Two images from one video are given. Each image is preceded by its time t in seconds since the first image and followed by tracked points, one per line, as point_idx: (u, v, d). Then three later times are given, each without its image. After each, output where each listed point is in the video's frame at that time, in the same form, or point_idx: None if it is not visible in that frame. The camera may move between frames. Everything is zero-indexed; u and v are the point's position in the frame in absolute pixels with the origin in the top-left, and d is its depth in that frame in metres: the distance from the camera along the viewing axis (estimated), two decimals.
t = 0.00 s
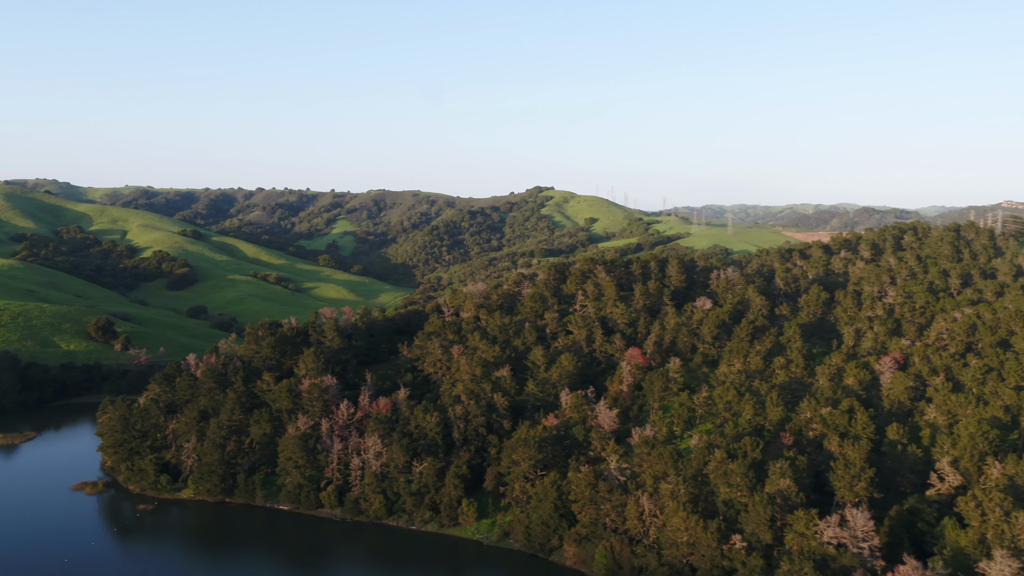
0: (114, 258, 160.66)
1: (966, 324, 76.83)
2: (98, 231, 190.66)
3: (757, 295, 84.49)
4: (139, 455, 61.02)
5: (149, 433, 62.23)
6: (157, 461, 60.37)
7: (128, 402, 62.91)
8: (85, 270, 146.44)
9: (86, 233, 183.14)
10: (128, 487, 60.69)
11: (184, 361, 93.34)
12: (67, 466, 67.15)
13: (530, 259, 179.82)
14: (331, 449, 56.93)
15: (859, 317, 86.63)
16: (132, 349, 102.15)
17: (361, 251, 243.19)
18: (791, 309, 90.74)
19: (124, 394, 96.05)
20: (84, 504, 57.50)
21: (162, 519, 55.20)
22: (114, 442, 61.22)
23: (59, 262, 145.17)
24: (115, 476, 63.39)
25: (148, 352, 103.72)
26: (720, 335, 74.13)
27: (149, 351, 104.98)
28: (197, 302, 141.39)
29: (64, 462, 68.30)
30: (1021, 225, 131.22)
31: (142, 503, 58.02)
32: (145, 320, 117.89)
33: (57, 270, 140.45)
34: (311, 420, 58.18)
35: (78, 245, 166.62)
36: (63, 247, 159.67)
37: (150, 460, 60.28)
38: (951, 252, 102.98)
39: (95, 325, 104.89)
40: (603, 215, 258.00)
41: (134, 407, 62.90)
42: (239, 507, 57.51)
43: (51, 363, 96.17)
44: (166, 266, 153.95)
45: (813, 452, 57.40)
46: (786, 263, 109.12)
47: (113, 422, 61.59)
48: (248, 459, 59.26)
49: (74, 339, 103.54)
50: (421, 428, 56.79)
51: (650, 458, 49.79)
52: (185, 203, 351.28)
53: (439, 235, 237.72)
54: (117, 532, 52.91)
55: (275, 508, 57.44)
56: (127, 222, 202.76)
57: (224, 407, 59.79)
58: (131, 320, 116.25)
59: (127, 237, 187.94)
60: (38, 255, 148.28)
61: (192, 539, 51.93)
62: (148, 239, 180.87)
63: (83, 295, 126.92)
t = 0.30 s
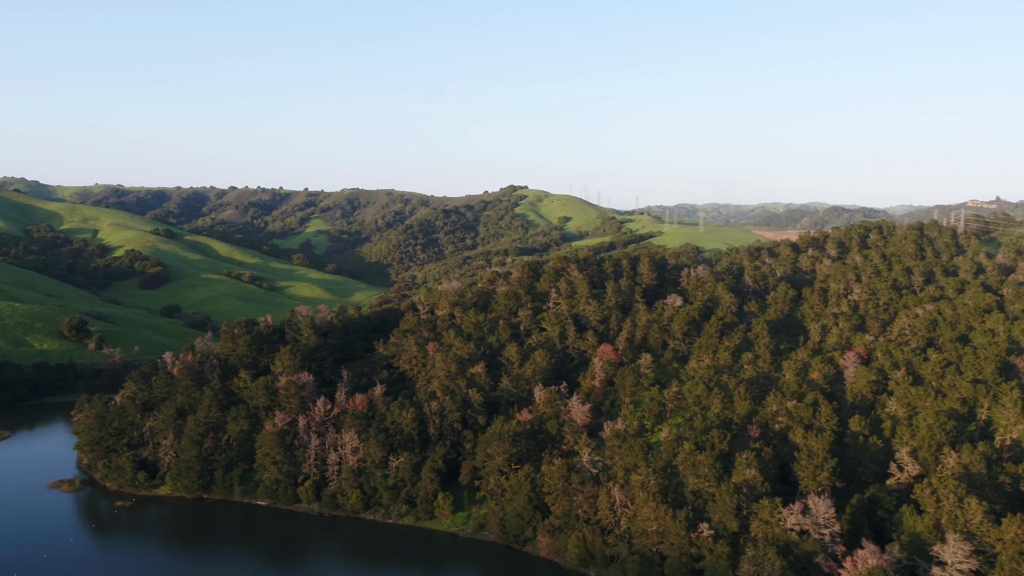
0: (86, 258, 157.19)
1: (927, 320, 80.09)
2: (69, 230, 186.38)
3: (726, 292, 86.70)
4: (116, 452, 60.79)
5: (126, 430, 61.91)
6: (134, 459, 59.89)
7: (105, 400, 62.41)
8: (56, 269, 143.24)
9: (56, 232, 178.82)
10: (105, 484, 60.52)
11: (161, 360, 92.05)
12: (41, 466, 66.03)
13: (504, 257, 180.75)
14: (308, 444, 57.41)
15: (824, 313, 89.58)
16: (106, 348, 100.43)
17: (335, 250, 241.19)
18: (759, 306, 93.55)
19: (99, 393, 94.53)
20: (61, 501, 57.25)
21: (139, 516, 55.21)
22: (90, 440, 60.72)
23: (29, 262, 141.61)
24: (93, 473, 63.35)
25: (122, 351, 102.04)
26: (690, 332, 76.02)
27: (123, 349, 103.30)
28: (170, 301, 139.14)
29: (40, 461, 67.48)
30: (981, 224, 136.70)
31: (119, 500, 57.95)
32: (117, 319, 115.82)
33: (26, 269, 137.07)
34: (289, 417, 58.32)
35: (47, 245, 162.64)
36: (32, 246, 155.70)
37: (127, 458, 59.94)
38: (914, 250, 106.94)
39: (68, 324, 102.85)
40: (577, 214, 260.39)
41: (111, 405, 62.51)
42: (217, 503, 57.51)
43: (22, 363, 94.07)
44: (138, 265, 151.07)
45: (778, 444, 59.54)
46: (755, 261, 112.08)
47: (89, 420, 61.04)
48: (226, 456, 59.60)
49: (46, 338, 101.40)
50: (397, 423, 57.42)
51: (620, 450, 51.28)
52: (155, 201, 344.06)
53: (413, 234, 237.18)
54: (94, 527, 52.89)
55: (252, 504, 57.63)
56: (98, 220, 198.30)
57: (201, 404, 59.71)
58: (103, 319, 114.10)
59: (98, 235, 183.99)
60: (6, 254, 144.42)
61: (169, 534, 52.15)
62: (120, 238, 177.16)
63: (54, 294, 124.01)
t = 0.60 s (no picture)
0: (63, 257, 154.51)
1: (896, 317, 82.74)
2: (44, 229, 183.01)
3: (701, 290, 88.42)
4: (98, 451, 60.89)
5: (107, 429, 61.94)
6: (117, 456, 60.10)
7: (86, 399, 62.49)
8: (32, 269, 140.70)
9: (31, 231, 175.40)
10: (88, 482, 60.77)
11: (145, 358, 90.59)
12: (21, 466, 65.33)
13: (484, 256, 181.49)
14: (290, 441, 57.25)
15: (797, 310, 92.04)
16: (85, 347, 99.07)
17: (314, 249, 239.51)
18: (733, 304, 95.50)
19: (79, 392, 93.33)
20: (43, 500, 57.30)
21: (122, 513, 55.53)
22: (72, 438, 60.78)
23: (2, 261, 138.76)
24: (74, 471, 63.36)
25: (102, 349, 100.72)
26: (666, 329, 77.44)
27: (103, 348, 101.83)
28: (148, 301, 137.27)
29: (21, 460, 67.03)
30: (950, 223, 141.04)
31: (103, 497, 58.34)
32: (96, 318, 114.16)
33: None
34: (270, 414, 58.52)
35: (23, 244, 159.29)
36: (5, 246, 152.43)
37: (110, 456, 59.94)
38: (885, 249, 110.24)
39: (46, 323, 101.34)
40: (555, 213, 262.06)
41: (92, 404, 62.55)
42: (199, 500, 57.90)
43: None
44: (115, 264, 148.76)
45: (751, 437, 61.06)
46: (730, 260, 114.31)
47: (71, 419, 61.00)
48: (207, 453, 59.26)
49: (24, 338, 99.77)
50: (378, 420, 57.90)
51: (597, 444, 52.41)
52: (132, 200, 338.22)
53: (392, 233, 236.37)
54: (76, 525, 53.20)
55: (236, 500, 58.09)
56: (74, 219, 194.82)
57: (182, 401, 59.53)
58: (81, 318, 112.51)
59: (74, 234, 180.90)
60: None
61: (152, 530, 52.60)
62: (97, 237, 174.12)
63: (29, 293, 121.69)
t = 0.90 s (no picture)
0: (36, 257, 151.19)
1: (863, 314, 85.58)
2: (15, 228, 178.43)
3: (675, 288, 90.22)
4: (77, 448, 60.84)
5: (88, 427, 61.88)
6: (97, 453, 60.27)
7: (65, 397, 62.38)
8: (4, 268, 137.46)
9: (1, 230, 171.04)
10: (68, 479, 60.51)
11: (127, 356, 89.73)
12: None
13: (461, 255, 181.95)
14: (270, 437, 57.75)
15: (768, 307, 94.66)
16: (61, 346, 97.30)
17: (290, 248, 237.43)
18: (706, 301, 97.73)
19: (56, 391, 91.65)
20: (21, 499, 56.92)
21: (101, 510, 55.42)
22: (51, 436, 60.75)
23: None
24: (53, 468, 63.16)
25: (78, 349, 99.07)
26: (640, 326, 78.87)
27: (80, 347, 100.32)
28: (124, 300, 134.93)
29: None
30: (917, 222, 145.63)
31: (82, 494, 58.15)
32: (71, 317, 112.11)
33: None
34: (250, 411, 58.75)
35: None
36: None
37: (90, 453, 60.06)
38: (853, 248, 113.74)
39: (20, 322, 99.47)
40: (532, 212, 263.54)
41: (72, 402, 62.47)
42: (179, 496, 57.98)
43: None
44: (90, 264, 145.93)
45: (722, 431, 62.82)
46: (703, 258, 116.56)
47: (50, 417, 60.97)
48: (189, 450, 59.89)
49: None
50: (357, 416, 58.40)
51: (572, 439, 53.66)
52: (106, 199, 331.44)
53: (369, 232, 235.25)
54: (54, 523, 52.99)
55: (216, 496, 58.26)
56: (47, 218, 190.46)
57: (162, 399, 59.71)
58: (56, 317, 110.47)
59: (48, 233, 177.04)
60: None
61: (131, 526, 52.67)
62: (70, 236, 170.43)
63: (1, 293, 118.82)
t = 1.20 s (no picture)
0: (7, 256, 147.64)
1: (832, 311, 88.38)
2: None
3: (648, 286, 91.78)
4: (56, 447, 60.87)
5: (66, 425, 61.80)
6: (77, 452, 60.20)
7: (43, 396, 62.01)
8: None
9: None
10: (47, 477, 60.69)
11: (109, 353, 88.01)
12: None
13: (438, 254, 182.28)
14: (250, 434, 58.09)
15: (739, 305, 97.07)
16: (36, 346, 95.17)
17: (266, 248, 234.94)
18: (679, 300, 99.79)
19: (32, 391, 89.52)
20: None
21: (79, 508, 55.26)
22: (29, 435, 60.66)
23: None
24: (32, 467, 63.01)
25: (54, 348, 96.96)
26: (614, 324, 80.12)
27: (56, 347, 98.02)
28: (99, 300, 132.48)
29: None
30: (886, 222, 150.00)
31: (61, 492, 58.16)
32: (45, 317, 109.90)
33: None
34: (229, 408, 59.02)
35: None
36: None
37: (68, 451, 60.02)
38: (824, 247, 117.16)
39: None
40: (508, 212, 264.64)
41: (49, 401, 62.05)
42: (159, 493, 58.31)
43: None
44: (63, 263, 142.92)
45: (693, 425, 64.53)
46: (676, 257, 118.57)
47: (28, 415, 60.83)
48: (167, 448, 59.68)
49: None
50: (336, 413, 58.99)
51: (548, 433, 54.81)
52: (81, 199, 324.39)
53: (345, 231, 233.68)
54: (32, 522, 52.75)
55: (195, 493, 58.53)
56: (17, 217, 185.74)
57: (141, 398, 59.89)
58: (29, 317, 108.23)
59: (18, 233, 172.81)
60: None
61: (110, 524, 52.63)
62: (43, 236, 166.38)
63: None
